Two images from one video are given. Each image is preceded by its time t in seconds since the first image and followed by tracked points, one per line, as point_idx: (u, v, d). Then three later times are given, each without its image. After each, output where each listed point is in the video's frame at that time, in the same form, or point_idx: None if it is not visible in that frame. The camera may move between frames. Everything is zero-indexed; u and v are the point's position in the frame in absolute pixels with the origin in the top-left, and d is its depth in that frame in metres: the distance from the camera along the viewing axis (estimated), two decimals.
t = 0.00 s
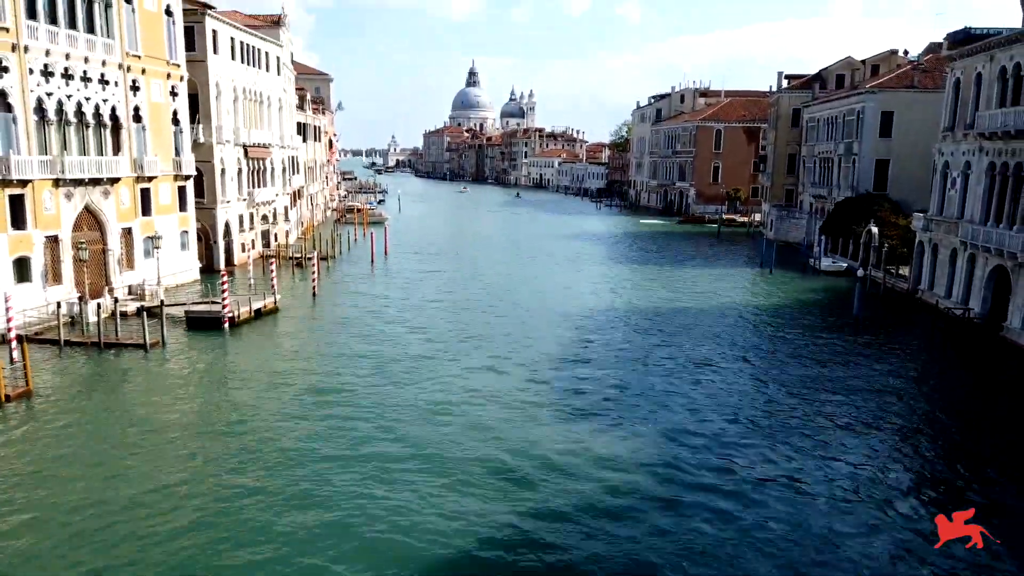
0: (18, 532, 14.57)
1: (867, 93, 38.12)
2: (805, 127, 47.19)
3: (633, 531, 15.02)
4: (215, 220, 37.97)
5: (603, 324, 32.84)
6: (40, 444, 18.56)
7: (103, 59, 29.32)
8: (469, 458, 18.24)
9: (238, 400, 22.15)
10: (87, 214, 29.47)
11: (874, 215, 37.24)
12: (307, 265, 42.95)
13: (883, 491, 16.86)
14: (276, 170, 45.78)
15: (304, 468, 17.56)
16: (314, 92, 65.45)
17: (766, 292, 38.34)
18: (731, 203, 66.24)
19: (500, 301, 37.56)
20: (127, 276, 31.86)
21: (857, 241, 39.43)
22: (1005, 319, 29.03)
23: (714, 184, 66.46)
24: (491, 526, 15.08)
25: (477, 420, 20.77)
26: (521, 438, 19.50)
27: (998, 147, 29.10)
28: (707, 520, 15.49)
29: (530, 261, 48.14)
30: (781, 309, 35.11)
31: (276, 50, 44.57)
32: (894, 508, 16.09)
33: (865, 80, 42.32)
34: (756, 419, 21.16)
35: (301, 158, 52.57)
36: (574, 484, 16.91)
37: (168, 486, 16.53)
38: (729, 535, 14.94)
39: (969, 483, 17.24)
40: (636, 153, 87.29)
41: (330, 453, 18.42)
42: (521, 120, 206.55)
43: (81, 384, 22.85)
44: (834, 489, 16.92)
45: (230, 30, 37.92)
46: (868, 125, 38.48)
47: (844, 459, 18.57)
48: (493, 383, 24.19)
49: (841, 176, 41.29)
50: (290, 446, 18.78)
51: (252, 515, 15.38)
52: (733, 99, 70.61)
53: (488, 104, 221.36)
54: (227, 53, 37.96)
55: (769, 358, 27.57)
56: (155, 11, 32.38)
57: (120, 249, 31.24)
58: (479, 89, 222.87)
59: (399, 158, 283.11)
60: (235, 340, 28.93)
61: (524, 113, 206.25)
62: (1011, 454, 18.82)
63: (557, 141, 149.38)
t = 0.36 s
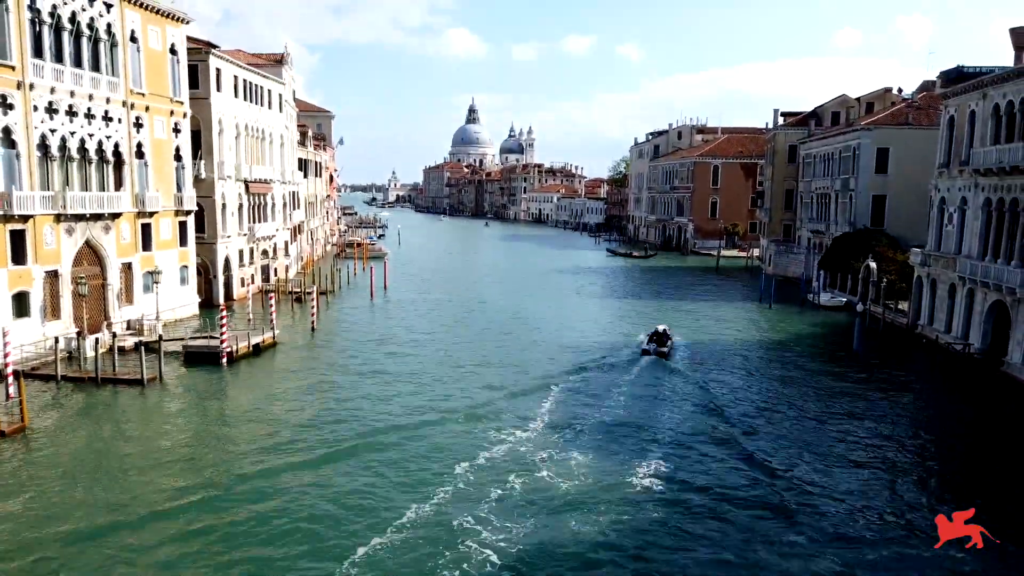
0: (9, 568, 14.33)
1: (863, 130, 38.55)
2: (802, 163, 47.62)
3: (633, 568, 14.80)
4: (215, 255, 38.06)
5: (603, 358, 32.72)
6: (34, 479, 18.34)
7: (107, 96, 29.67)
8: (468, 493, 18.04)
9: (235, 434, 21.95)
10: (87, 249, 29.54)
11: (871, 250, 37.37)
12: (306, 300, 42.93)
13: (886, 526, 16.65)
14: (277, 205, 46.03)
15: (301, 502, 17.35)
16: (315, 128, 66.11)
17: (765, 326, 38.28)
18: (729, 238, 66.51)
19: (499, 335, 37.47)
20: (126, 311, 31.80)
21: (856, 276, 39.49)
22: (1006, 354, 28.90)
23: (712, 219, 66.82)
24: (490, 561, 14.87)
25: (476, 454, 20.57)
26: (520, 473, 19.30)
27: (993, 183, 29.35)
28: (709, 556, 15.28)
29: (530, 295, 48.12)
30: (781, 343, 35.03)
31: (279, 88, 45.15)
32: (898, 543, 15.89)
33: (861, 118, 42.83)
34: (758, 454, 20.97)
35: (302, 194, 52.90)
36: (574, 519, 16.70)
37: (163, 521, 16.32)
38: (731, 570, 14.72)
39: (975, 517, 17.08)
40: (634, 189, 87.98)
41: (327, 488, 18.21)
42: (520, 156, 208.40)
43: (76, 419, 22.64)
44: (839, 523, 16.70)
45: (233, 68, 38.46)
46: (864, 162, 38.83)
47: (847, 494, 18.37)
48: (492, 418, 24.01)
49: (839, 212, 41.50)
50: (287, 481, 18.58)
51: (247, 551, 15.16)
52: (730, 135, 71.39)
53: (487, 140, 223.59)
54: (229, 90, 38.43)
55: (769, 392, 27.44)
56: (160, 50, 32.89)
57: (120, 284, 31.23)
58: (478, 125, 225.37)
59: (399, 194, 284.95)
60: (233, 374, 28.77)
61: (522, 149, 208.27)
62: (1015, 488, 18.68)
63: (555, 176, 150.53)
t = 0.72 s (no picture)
0: None
1: (859, 167, 38.92)
2: (799, 200, 47.97)
3: None
4: (215, 291, 38.07)
5: (602, 395, 32.51)
6: (26, 516, 18.06)
7: (111, 134, 29.97)
8: (466, 530, 17.77)
9: (230, 471, 21.69)
10: (86, 286, 29.55)
11: (870, 287, 37.40)
12: (305, 336, 42.82)
13: (890, 564, 16.41)
14: (277, 241, 46.17)
15: (298, 539, 17.13)
16: (316, 166, 66.67)
17: (765, 362, 38.16)
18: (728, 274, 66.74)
19: (498, 371, 37.28)
20: (124, 348, 31.68)
21: (855, 312, 39.50)
22: (1007, 391, 28.67)
23: (711, 255, 67.07)
24: None
25: (474, 491, 20.32)
26: (518, 510, 19.03)
27: (990, 220, 29.51)
28: None
29: (529, 331, 48.03)
30: (781, 380, 34.85)
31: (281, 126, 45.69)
32: None
33: (856, 156, 43.27)
34: (759, 491, 20.72)
35: (302, 230, 53.13)
36: (573, 556, 16.45)
37: (156, 559, 16.04)
38: None
39: (979, 553, 16.91)
40: (633, 226, 88.50)
41: (323, 525, 17.94)
42: (520, 193, 210.11)
43: (70, 457, 22.37)
44: (841, 562, 16.45)
45: (236, 106, 38.96)
46: (860, 199, 39.12)
47: (850, 531, 18.13)
48: (491, 454, 23.76)
49: (837, 249, 41.68)
50: (282, 518, 18.30)
51: None
52: (727, 172, 72.06)
53: (487, 176, 225.51)
54: (232, 128, 38.87)
55: (770, 429, 27.22)
56: (164, 89, 33.35)
57: (118, 321, 31.16)
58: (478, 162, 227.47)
59: (399, 230, 286.48)
60: (230, 411, 28.52)
61: (522, 186, 209.86)
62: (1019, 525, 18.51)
63: (555, 213, 151.53)
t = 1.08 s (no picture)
0: None
1: (856, 205, 39.16)
2: (797, 237, 48.17)
3: None
4: (213, 327, 38.00)
5: (602, 432, 32.24)
6: (17, 556, 17.74)
7: (113, 172, 30.20)
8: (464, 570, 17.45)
9: (225, 509, 21.37)
10: (85, 322, 29.47)
11: (869, 323, 37.37)
12: (303, 373, 42.63)
13: None
14: (277, 278, 46.23)
15: None
16: (317, 203, 67.05)
17: (765, 399, 37.93)
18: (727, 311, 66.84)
19: (497, 407, 37.02)
20: (121, 385, 31.48)
21: (855, 349, 39.37)
22: (1010, 430, 28.43)
23: (710, 292, 67.10)
24: None
25: (473, 530, 20.01)
26: (517, 549, 18.72)
27: (987, 257, 29.61)
28: None
29: (528, 368, 47.83)
30: (782, 417, 34.60)
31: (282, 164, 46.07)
32: None
33: (853, 193, 43.56)
34: (762, 530, 20.42)
35: (302, 267, 53.21)
36: None
37: None
38: None
39: None
40: (631, 262, 88.77)
41: (318, 565, 17.62)
42: (519, 229, 211.20)
43: (64, 495, 22.06)
44: None
45: (238, 144, 39.33)
46: (858, 236, 39.32)
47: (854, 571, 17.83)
48: (490, 492, 23.48)
49: (836, 286, 41.71)
50: (277, 557, 18.00)
51: None
52: (725, 209, 72.52)
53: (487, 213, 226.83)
54: (233, 166, 39.18)
55: (772, 467, 26.93)
56: (167, 127, 33.69)
57: (115, 358, 31.04)
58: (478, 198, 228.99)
59: (399, 266, 287.22)
60: (227, 449, 28.24)
61: (521, 223, 210.94)
62: None
63: (554, 249, 152.11)
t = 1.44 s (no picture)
0: None
1: (853, 243, 39.34)
2: (796, 275, 48.28)
3: None
4: (211, 365, 37.83)
5: (602, 471, 31.88)
6: None
7: (115, 210, 30.36)
8: None
9: (219, 550, 21.03)
10: (82, 360, 29.33)
11: (870, 361, 37.23)
12: (300, 411, 42.31)
13: None
14: (276, 315, 46.16)
15: None
16: (317, 240, 67.29)
17: (766, 438, 37.64)
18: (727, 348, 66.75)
19: (496, 446, 36.68)
20: (116, 423, 31.20)
21: (856, 387, 39.15)
22: (1015, 469, 28.12)
23: (710, 329, 66.94)
24: None
25: (470, 569, 19.67)
26: None
27: (986, 295, 29.62)
28: None
29: (528, 406, 47.51)
30: (784, 456, 34.25)
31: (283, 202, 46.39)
32: None
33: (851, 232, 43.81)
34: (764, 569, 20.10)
35: (301, 304, 53.20)
36: None
37: None
38: None
39: None
40: (631, 300, 88.82)
41: None
42: (518, 266, 211.82)
43: (55, 536, 21.71)
44: None
45: (240, 183, 39.66)
46: (856, 274, 39.40)
47: None
48: (488, 531, 23.13)
49: (835, 323, 41.67)
50: None
51: None
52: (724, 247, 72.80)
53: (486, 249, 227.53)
54: (234, 204, 39.45)
55: (774, 507, 26.59)
56: (169, 166, 34.00)
57: (112, 396, 30.82)
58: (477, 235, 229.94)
59: (398, 303, 287.27)
60: (222, 489, 27.88)
61: (520, 260, 211.46)
62: None
63: (553, 286, 152.34)
